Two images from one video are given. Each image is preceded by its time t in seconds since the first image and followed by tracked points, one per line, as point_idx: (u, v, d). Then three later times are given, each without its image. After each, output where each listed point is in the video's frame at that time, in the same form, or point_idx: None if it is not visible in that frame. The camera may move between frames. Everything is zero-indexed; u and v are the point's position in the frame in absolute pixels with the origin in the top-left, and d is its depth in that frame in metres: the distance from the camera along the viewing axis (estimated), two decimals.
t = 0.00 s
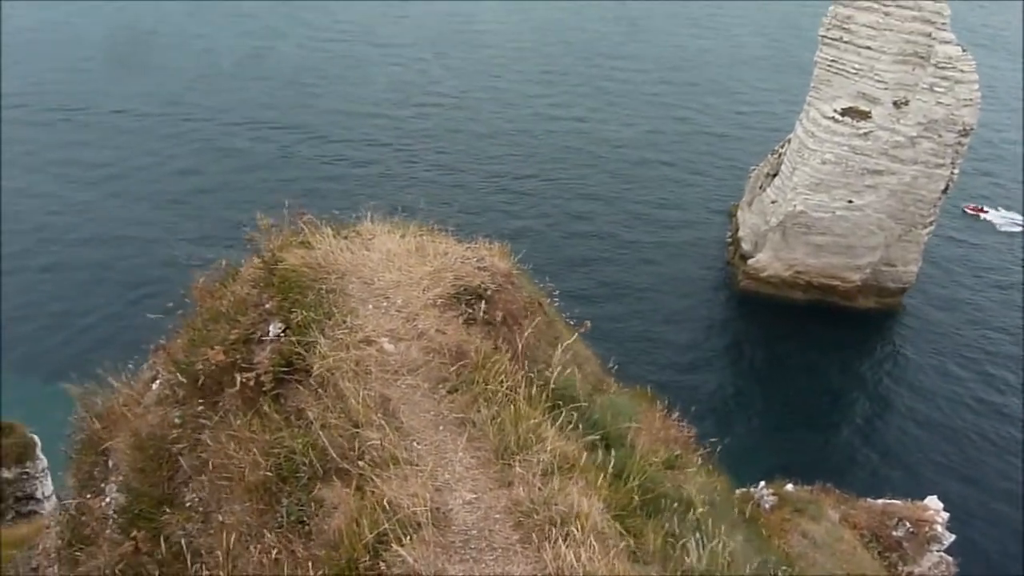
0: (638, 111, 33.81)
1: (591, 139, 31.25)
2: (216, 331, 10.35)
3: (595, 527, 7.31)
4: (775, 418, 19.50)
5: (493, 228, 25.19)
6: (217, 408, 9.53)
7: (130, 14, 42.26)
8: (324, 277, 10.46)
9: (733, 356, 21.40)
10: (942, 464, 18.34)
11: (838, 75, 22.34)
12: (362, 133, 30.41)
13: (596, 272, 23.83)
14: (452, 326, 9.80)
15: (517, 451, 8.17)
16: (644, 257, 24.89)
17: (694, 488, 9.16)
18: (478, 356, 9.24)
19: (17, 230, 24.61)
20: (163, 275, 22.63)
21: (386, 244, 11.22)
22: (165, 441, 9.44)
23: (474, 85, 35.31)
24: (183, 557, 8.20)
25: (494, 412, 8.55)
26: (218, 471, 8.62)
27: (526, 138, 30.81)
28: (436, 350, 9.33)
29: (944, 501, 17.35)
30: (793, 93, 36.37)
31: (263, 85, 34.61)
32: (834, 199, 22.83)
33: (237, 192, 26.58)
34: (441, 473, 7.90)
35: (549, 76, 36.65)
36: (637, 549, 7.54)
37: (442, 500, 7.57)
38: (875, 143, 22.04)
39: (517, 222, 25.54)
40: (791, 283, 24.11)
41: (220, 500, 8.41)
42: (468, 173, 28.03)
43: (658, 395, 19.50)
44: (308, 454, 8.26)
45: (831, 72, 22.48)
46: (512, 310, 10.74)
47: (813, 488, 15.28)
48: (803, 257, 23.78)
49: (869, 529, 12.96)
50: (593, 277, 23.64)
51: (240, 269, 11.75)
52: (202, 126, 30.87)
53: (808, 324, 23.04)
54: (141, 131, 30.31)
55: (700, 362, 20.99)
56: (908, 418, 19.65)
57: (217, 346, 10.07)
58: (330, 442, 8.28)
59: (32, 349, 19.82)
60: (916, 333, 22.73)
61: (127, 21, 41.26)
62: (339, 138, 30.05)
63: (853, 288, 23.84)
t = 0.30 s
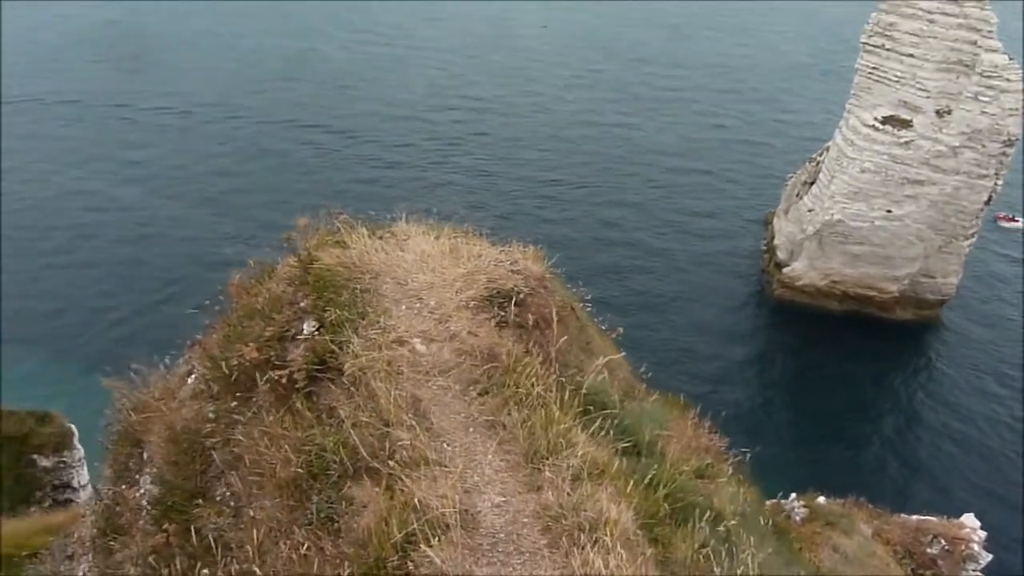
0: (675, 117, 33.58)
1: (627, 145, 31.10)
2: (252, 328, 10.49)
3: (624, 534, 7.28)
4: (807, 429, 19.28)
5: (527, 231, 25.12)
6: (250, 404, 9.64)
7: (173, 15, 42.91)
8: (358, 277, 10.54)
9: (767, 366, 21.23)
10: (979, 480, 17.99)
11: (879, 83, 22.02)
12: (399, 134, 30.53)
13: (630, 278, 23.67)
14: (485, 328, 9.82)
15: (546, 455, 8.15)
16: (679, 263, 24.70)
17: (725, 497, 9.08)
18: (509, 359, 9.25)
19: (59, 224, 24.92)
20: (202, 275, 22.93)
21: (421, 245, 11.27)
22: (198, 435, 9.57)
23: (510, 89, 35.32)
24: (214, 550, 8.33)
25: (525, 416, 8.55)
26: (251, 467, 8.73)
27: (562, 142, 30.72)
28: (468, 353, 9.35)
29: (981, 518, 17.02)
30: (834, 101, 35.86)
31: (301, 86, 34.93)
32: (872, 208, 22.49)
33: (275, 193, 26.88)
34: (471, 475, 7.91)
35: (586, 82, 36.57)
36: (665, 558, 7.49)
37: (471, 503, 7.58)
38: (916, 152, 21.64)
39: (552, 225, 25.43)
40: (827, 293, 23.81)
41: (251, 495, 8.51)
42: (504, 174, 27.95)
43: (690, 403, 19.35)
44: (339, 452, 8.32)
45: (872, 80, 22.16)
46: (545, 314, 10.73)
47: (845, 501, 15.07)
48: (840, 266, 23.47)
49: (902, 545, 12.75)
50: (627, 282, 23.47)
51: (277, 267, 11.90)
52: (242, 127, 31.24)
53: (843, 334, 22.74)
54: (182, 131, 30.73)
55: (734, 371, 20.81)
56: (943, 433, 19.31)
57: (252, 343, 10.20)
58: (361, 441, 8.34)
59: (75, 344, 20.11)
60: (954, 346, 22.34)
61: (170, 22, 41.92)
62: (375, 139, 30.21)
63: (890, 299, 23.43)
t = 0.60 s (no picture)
0: (722, 126, 33.26)
1: (673, 152, 30.90)
2: (296, 324, 10.63)
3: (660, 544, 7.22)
4: (848, 445, 18.97)
5: (569, 236, 25.11)
6: (292, 398, 9.78)
7: (227, 16, 43.69)
8: (401, 276, 10.63)
9: (811, 379, 21.02)
10: None
11: (933, 93, 21.43)
12: (444, 136, 30.71)
13: (672, 286, 23.54)
14: (526, 332, 9.83)
15: (584, 461, 8.12)
16: (722, 274, 24.49)
17: (764, 511, 8.96)
18: (549, 363, 9.23)
19: (114, 220, 25.56)
20: (249, 271, 23.33)
21: (464, 246, 11.32)
22: (240, 427, 9.68)
23: (557, 94, 35.30)
24: (253, 541, 8.49)
25: (563, 420, 8.54)
26: (291, 460, 8.85)
27: (607, 148, 30.63)
28: (508, 355, 9.37)
29: None
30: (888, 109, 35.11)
31: (349, 86, 35.28)
32: (923, 222, 21.96)
33: (322, 192, 27.20)
34: (508, 477, 7.92)
35: (633, 88, 36.39)
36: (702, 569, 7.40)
37: (507, 505, 7.58)
38: (970, 166, 20.90)
39: (595, 231, 25.37)
40: (872, 307, 23.40)
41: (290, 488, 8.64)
42: (549, 176, 27.90)
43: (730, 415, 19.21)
44: (378, 450, 8.39)
45: (927, 90, 21.62)
46: (587, 319, 10.71)
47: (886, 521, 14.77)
48: (887, 280, 23.02)
49: (945, 567, 12.41)
50: (670, 292, 23.34)
51: (322, 264, 12.06)
52: (291, 127, 31.73)
53: (888, 350, 22.33)
54: (234, 131, 31.29)
55: (776, 384, 20.61)
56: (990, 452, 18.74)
57: (295, 338, 10.35)
58: (400, 439, 8.40)
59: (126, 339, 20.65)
60: (1004, 365, 21.77)
61: (224, 23, 42.68)
62: (422, 141, 30.43)
63: (938, 316, 22.80)
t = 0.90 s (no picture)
0: (759, 130, 32.93)
1: (708, 156, 30.65)
2: (330, 319, 10.73)
3: (690, 549, 7.17)
4: (883, 456, 18.69)
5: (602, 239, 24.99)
6: (325, 392, 9.87)
7: (264, 15, 44.13)
8: (435, 274, 10.67)
9: (844, 389, 20.74)
10: None
11: (978, 100, 21.21)
12: (479, 136, 30.77)
13: (706, 291, 23.33)
14: (558, 332, 9.81)
15: (615, 463, 8.09)
16: (756, 277, 24.19)
17: (796, 519, 8.87)
18: (582, 364, 9.21)
19: (154, 218, 26.12)
20: (285, 266, 23.60)
21: (499, 246, 11.33)
22: (274, 420, 9.83)
23: (592, 95, 35.19)
24: (284, 533, 8.60)
25: (595, 421, 8.51)
26: (323, 454, 8.93)
27: (642, 151, 30.46)
28: (540, 355, 9.36)
29: None
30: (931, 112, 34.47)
31: (387, 85, 35.53)
32: (965, 231, 21.67)
33: (357, 190, 27.41)
34: (538, 477, 7.91)
35: (669, 91, 36.15)
36: None
37: (537, 505, 7.57)
38: (1014, 175, 20.69)
39: (628, 234, 25.23)
40: (911, 317, 22.65)
41: (321, 482, 8.71)
42: (583, 177, 27.81)
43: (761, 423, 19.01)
44: (408, 446, 8.43)
45: (972, 97, 21.37)
46: (620, 321, 10.67)
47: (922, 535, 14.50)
48: (926, 289, 22.48)
49: None
50: (703, 296, 23.12)
51: (357, 260, 12.15)
52: (327, 125, 31.99)
53: (926, 359, 21.83)
54: (273, 129, 31.68)
55: (809, 392, 20.35)
56: None
57: (329, 333, 10.44)
58: (431, 436, 8.42)
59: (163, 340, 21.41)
60: None
61: (262, 21, 43.15)
62: (456, 140, 30.54)
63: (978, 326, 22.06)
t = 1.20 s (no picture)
0: (796, 136, 32.56)
1: (743, 161, 30.37)
2: (363, 313, 10.83)
3: (716, 555, 7.13)
4: (913, 472, 18.48)
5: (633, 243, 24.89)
6: (356, 386, 9.95)
7: (298, 12, 44.34)
8: (468, 271, 10.69)
9: (876, 401, 20.49)
10: None
11: None
12: (514, 135, 30.79)
13: (738, 297, 23.15)
14: (590, 333, 9.79)
15: (644, 466, 8.06)
16: (790, 283, 23.91)
17: (825, 529, 8.77)
18: (613, 366, 9.18)
19: (191, 211, 26.51)
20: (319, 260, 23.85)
21: (532, 245, 11.34)
22: (305, 411, 9.94)
23: (626, 97, 35.02)
24: (312, 523, 8.69)
25: (624, 424, 8.49)
26: (352, 447, 9.01)
27: (676, 154, 30.26)
28: (571, 355, 9.35)
29: None
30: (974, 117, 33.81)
31: (422, 82, 35.66)
32: (1003, 243, 20.29)
33: (391, 185, 27.59)
34: (566, 477, 7.90)
35: (705, 94, 35.86)
36: None
37: (564, 505, 7.56)
38: None
39: (660, 239, 25.10)
40: (948, 328, 22.13)
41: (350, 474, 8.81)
42: (616, 180, 27.72)
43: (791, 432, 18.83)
44: (437, 442, 8.47)
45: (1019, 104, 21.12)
46: (652, 324, 10.64)
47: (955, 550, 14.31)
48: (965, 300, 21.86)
49: None
50: (735, 303, 22.94)
51: (390, 255, 12.22)
52: (362, 121, 32.19)
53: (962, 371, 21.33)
54: (308, 124, 31.95)
55: (840, 402, 20.12)
56: None
57: (362, 327, 10.53)
58: (460, 432, 8.45)
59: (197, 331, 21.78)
60: None
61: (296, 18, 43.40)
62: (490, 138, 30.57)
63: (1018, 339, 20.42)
